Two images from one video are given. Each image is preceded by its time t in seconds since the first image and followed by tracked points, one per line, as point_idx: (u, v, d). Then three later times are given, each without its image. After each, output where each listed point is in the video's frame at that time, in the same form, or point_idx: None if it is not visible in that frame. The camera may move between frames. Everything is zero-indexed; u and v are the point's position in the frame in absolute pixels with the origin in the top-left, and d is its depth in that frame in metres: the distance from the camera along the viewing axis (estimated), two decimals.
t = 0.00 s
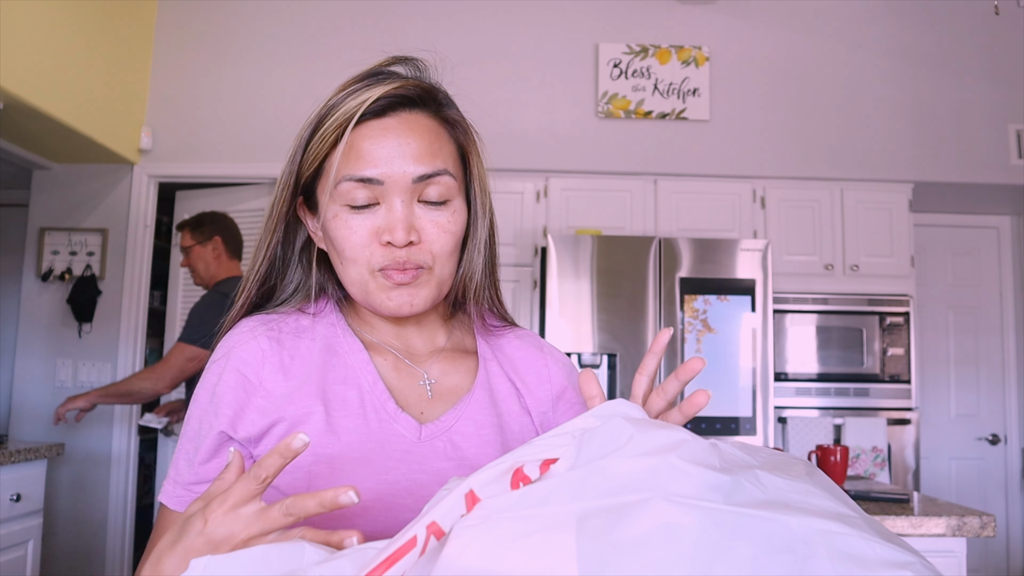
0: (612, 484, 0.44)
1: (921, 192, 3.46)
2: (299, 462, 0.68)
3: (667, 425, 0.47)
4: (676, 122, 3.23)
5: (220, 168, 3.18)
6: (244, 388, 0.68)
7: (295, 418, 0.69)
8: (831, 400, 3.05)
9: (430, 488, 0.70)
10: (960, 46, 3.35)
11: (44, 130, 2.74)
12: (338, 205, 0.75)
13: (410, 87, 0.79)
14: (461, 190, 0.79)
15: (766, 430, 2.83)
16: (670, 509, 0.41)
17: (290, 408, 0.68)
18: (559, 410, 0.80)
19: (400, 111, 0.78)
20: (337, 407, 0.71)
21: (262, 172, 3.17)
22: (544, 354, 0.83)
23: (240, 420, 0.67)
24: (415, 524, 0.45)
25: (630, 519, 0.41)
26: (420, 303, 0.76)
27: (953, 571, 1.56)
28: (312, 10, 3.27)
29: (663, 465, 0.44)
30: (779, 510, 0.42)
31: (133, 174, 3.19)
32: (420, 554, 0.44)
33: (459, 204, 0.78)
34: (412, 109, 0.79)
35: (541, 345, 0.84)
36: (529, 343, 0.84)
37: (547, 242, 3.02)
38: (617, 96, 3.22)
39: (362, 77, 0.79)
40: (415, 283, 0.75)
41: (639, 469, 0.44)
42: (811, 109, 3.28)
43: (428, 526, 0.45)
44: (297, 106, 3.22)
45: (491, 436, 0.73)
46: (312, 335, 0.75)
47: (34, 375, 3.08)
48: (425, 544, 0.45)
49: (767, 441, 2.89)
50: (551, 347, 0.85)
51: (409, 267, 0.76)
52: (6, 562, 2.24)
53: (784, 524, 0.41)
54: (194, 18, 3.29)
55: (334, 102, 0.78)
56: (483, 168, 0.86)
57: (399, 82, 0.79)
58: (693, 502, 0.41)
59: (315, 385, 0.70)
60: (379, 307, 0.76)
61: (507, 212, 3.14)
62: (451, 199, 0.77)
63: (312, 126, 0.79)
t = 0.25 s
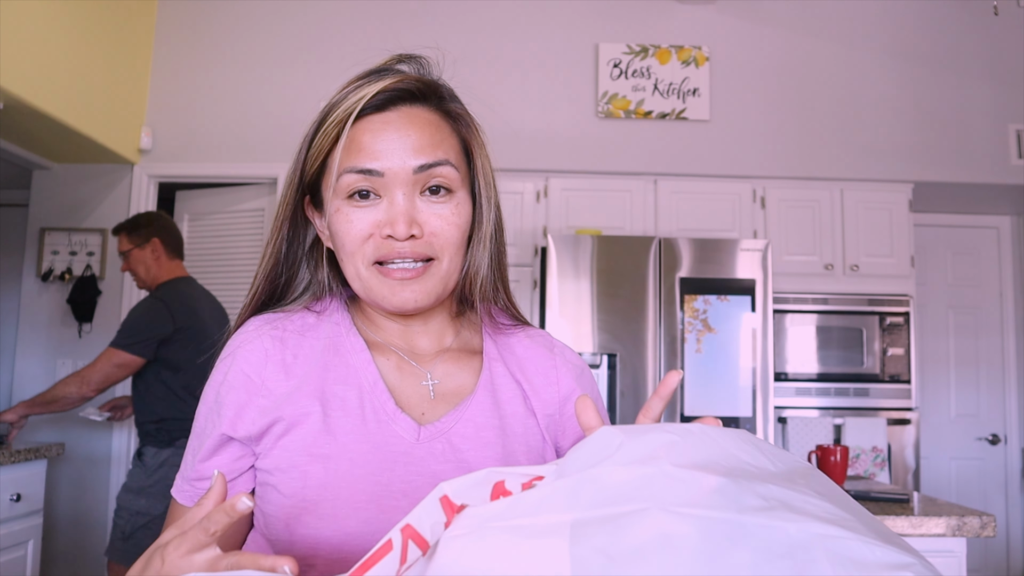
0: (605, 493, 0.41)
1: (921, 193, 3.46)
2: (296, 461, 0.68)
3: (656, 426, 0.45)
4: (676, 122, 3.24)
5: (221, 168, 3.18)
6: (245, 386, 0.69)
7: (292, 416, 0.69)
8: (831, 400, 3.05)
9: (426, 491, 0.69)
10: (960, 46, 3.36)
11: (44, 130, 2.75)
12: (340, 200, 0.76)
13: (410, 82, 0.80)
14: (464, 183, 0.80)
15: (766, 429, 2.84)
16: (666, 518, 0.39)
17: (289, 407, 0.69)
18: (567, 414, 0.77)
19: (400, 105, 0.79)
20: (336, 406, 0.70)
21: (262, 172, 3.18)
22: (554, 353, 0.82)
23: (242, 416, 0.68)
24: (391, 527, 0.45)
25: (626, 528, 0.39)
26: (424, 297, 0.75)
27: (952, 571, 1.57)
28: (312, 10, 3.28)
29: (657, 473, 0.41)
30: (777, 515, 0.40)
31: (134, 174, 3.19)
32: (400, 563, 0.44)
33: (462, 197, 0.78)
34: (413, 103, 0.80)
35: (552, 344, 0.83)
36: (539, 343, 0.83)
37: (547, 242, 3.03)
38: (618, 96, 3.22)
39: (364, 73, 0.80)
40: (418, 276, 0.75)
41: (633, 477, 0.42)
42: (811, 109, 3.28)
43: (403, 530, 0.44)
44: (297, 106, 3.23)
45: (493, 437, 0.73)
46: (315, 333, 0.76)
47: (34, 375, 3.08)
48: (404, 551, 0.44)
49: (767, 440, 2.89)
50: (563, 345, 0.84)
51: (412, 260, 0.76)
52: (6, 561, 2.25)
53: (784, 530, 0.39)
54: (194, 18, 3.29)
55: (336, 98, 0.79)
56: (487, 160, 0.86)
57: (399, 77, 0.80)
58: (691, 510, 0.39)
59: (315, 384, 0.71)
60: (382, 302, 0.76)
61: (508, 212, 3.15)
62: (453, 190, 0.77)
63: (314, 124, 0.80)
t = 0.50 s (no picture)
0: (607, 492, 0.41)
1: (921, 193, 3.46)
2: (301, 460, 0.68)
3: (655, 428, 0.46)
4: (676, 122, 3.24)
5: (221, 168, 3.18)
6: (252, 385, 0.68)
7: (299, 416, 0.68)
8: (831, 400, 3.05)
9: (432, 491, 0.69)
10: (959, 47, 3.36)
11: (44, 130, 2.75)
12: (349, 198, 0.76)
13: (418, 82, 0.80)
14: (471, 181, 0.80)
15: (766, 430, 2.84)
16: (667, 517, 0.39)
17: (295, 406, 0.68)
18: (571, 413, 0.78)
19: (409, 105, 0.79)
20: (343, 405, 0.70)
21: (262, 172, 3.18)
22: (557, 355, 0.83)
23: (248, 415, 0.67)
24: (394, 528, 0.45)
25: (626, 527, 0.39)
26: (432, 294, 0.76)
27: (952, 571, 1.57)
28: (312, 10, 3.27)
29: (659, 473, 0.41)
30: (777, 514, 0.40)
31: (134, 174, 3.19)
32: (402, 561, 0.44)
33: (469, 195, 0.79)
34: (421, 103, 0.80)
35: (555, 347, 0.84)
36: (543, 344, 0.84)
37: (547, 242, 3.03)
38: (617, 96, 3.22)
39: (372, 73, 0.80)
40: (427, 273, 0.75)
41: (634, 477, 0.42)
42: (811, 109, 3.28)
43: (406, 531, 0.44)
44: (298, 106, 3.23)
45: (498, 438, 0.72)
46: (322, 332, 0.76)
47: (34, 375, 3.08)
48: (407, 551, 0.44)
49: (767, 440, 2.89)
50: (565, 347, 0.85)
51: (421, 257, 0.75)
52: (6, 561, 2.25)
53: (785, 530, 0.39)
54: (194, 18, 3.29)
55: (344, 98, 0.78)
56: (492, 160, 0.87)
57: (407, 77, 0.80)
58: (692, 510, 0.39)
59: (321, 383, 0.70)
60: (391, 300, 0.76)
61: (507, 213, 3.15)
62: (460, 188, 0.78)
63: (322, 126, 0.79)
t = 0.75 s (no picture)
0: (606, 492, 0.41)
1: (921, 193, 3.46)
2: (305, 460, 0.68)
3: (655, 429, 0.45)
4: (677, 122, 3.24)
5: (221, 168, 3.18)
6: (255, 385, 0.68)
7: (303, 417, 0.68)
8: (831, 400, 3.05)
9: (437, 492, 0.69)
10: (959, 47, 3.36)
11: (44, 130, 2.75)
12: (353, 200, 0.76)
13: (427, 86, 0.79)
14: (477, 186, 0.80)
15: (766, 430, 2.84)
16: (667, 518, 0.39)
17: (299, 407, 0.68)
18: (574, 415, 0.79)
19: (417, 109, 0.78)
20: (348, 405, 0.70)
21: (262, 172, 3.18)
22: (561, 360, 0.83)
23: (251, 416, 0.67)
24: (394, 529, 0.45)
25: (625, 527, 0.39)
26: (434, 298, 0.76)
27: (952, 571, 1.57)
28: (312, 10, 3.28)
29: (658, 473, 0.41)
30: (777, 515, 0.40)
31: (134, 174, 3.19)
32: (402, 562, 0.44)
33: (475, 200, 0.78)
34: (429, 106, 0.79)
35: (559, 352, 0.84)
36: (546, 349, 0.84)
37: (547, 242, 3.03)
38: (617, 96, 3.22)
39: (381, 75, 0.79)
40: (429, 277, 0.75)
41: (633, 477, 0.42)
42: (811, 109, 3.28)
43: (406, 531, 0.44)
44: (297, 106, 3.23)
45: (502, 440, 0.72)
46: (325, 333, 0.75)
47: (34, 375, 3.08)
48: (406, 551, 0.44)
49: (767, 440, 2.89)
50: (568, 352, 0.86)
51: (424, 261, 0.76)
52: (5, 561, 2.25)
53: (784, 529, 0.39)
54: (194, 18, 3.29)
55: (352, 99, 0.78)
56: (501, 164, 0.86)
57: (416, 80, 0.79)
58: (692, 510, 0.39)
59: (325, 384, 0.70)
60: (394, 303, 0.76)
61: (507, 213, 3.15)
62: (465, 194, 0.77)
63: (329, 125, 0.79)
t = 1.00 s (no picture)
0: (605, 492, 0.41)
1: (921, 193, 3.46)
2: (308, 463, 0.68)
3: (656, 428, 0.45)
4: (676, 122, 3.24)
5: (221, 168, 3.18)
6: (256, 386, 0.68)
7: (305, 419, 0.68)
8: (831, 400, 3.05)
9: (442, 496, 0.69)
10: (960, 47, 3.36)
11: (44, 130, 2.74)
12: (360, 207, 0.75)
13: (438, 92, 0.79)
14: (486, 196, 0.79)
15: (766, 430, 2.84)
16: (668, 518, 0.39)
17: (301, 411, 0.68)
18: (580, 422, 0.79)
19: (427, 114, 0.78)
20: (351, 408, 0.70)
21: (262, 172, 3.18)
22: (565, 365, 0.83)
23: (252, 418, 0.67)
24: (396, 528, 0.44)
25: (624, 527, 0.39)
26: (439, 307, 0.76)
27: (952, 571, 1.57)
28: (312, 10, 3.27)
29: (657, 472, 0.41)
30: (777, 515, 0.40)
31: (134, 174, 3.19)
32: (403, 560, 0.43)
33: (483, 210, 0.78)
34: (439, 113, 0.79)
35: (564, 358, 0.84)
36: (551, 354, 0.84)
37: (547, 242, 3.03)
38: (617, 96, 3.22)
39: (391, 80, 0.79)
40: (434, 285, 0.75)
41: (632, 476, 0.41)
42: (811, 108, 3.28)
43: (407, 530, 0.44)
44: (297, 105, 3.22)
45: (505, 444, 0.73)
46: (328, 334, 0.75)
47: (35, 376, 3.08)
48: (407, 550, 0.44)
49: (767, 440, 2.89)
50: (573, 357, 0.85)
51: (429, 270, 0.75)
52: (6, 561, 2.25)
53: (784, 529, 0.39)
54: (194, 18, 3.29)
55: (361, 103, 0.78)
56: (510, 172, 0.86)
57: (427, 86, 0.79)
58: (692, 509, 0.39)
59: (327, 387, 0.70)
60: (399, 311, 0.76)
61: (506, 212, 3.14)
62: (474, 203, 0.77)
63: (337, 126, 0.79)
